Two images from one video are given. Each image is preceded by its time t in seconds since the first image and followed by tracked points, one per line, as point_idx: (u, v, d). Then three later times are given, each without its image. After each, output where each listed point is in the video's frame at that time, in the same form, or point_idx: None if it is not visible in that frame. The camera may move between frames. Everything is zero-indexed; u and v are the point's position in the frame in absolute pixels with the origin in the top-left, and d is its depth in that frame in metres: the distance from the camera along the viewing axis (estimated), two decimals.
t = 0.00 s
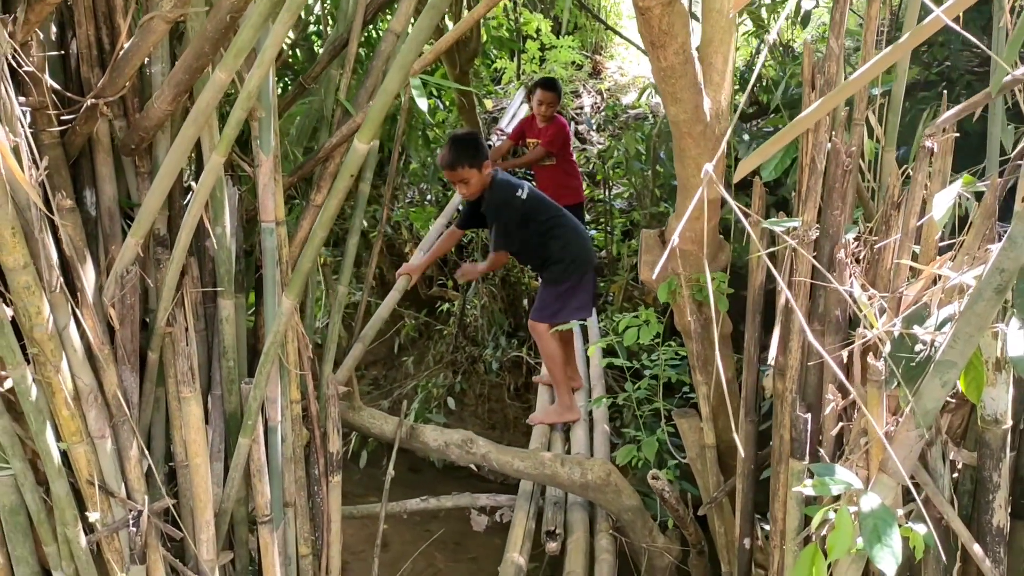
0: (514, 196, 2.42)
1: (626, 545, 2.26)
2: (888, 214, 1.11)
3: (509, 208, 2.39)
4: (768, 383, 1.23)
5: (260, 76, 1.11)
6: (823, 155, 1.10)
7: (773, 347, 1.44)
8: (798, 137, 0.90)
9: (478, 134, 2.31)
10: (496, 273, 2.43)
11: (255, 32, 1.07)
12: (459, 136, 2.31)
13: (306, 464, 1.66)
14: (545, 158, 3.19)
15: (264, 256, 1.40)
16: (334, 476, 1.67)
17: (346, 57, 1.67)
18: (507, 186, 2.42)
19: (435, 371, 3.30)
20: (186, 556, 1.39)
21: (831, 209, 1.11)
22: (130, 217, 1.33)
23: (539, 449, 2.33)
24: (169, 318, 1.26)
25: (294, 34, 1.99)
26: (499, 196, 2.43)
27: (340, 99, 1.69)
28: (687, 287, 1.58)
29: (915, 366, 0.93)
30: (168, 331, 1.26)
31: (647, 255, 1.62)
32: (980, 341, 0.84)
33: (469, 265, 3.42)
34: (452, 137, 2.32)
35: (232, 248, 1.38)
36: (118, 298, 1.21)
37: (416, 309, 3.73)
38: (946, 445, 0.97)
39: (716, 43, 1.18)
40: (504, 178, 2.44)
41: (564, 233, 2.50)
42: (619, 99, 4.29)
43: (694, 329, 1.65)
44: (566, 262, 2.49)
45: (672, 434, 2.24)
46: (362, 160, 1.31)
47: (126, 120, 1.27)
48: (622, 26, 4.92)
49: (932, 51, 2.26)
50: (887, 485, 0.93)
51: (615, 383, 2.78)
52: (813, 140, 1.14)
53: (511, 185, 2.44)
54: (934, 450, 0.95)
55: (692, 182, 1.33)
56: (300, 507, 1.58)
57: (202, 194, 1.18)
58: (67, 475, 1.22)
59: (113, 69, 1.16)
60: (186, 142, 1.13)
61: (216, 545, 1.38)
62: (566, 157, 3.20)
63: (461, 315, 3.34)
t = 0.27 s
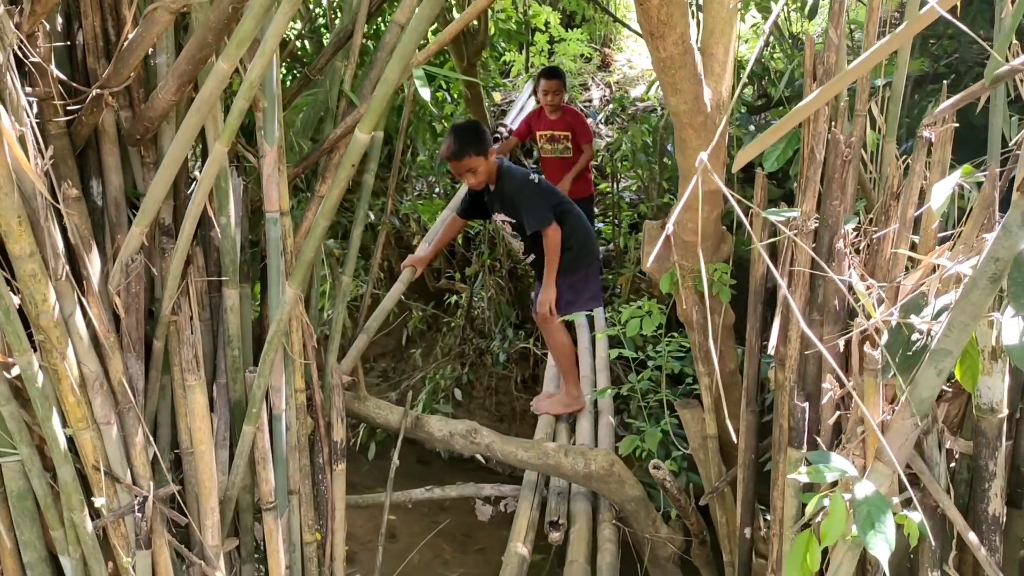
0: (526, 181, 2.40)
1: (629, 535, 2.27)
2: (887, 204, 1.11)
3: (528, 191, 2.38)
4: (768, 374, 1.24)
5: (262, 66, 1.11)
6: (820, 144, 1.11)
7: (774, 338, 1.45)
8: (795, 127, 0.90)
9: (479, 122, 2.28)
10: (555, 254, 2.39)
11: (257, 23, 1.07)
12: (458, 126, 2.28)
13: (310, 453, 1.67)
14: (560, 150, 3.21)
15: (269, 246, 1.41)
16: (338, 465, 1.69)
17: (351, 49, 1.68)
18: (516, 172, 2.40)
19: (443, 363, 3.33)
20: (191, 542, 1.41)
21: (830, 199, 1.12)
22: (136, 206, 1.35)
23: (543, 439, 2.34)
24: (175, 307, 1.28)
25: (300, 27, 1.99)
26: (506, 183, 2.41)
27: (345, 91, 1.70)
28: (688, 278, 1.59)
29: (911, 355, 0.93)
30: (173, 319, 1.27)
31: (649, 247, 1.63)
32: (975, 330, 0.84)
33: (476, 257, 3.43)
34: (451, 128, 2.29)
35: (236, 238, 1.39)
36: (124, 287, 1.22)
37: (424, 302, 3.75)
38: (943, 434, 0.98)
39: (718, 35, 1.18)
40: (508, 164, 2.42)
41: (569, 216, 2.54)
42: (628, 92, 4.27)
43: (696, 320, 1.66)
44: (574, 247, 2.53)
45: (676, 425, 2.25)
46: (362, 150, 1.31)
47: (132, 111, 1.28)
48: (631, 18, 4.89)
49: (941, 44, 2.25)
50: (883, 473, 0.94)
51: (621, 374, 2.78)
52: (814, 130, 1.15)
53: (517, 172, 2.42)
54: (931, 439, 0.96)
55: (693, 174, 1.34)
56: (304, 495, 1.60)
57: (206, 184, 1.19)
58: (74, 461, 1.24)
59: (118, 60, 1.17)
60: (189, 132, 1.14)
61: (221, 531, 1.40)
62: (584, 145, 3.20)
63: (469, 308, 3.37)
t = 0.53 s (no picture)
0: (552, 171, 2.40)
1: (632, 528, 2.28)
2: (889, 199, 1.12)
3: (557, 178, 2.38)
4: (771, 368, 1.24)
5: (267, 61, 1.12)
6: (820, 135, 1.13)
7: (777, 333, 1.45)
8: (797, 119, 0.91)
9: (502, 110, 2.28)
10: (596, 230, 2.36)
11: (262, 18, 1.08)
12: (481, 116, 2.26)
13: (316, 445, 1.69)
14: (571, 151, 3.18)
15: (275, 240, 1.42)
16: (343, 457, 1.70)
17: (358, 45, 1.69)
18: (541, 163, 2.39)
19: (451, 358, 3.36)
20: (198, 532, 1.42)
21: (831, 194, 1.12)
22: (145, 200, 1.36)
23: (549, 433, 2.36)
24: (182, 299, 1.29)
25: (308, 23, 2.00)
26: (530, 173, 2.40)
27: (352, 87, 1.71)
28: (692, 273, 1.60)
29: (909, 348, 0.94)
30: (180, 311, 1.29)
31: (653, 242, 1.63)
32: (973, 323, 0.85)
33: (483, 253, 3.41)
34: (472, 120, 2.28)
35: (243, 231, 1.41)
36: (132, 279, 1.23)
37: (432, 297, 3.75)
38: (942, 427, 0.99)
39: (721, 31, 1.20)
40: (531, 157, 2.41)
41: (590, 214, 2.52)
42: (638, 88, 4.26)
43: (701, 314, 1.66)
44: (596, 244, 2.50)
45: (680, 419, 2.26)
46: (365, 144, 1.32)
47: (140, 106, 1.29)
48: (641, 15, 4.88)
49: (951, 40, 2.24)
50: (881, 466, 0.94)
51: (627, 369, 2.78)
52: (815, 124, 1.15)
53: (540, 163, 2.41)
54: (929, 431, 0.97)
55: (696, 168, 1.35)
56: (310, 487, 1.61)
57: (212, 177, 1.20)
58: (83, 451, 1.25)
59: (127, 55, 1.18)
60: (196, 126, 1.15)
61: (227, 521, 1.41)
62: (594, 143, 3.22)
63: (476, 303, 3.38)
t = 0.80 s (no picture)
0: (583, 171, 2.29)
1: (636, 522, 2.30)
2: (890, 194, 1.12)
3: (588, 178, 2.27)
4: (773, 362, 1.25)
5: (272, 56, 1.14)
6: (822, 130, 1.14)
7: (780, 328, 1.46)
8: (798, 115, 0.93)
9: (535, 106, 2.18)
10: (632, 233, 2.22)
11: (268, 13, 1.09)
12: (514, 111, 2.15)
13: (322, 437, 1.70)
14: (582, 142, 3.17)
15: (282, 234, 1.44)
16: (349, 450, 1.71)
17: (364, 41, 1.69)
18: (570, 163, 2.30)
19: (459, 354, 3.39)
20: (205, 522, 1.44)
21: (833, 188, 1.13)
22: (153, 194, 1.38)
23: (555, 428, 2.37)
24: (190, 292, 1.31)
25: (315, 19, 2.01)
26: (562, 175, 2.29)
27: (359, 82, 1.72)
28: (696, 268, 1.61)
29: (909, 341, 0.95)
30: (188, 304, 1.30)
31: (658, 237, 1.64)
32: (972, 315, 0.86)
33: (491, 249, 3.39)
34: (503, 115, 2.16)
35: (250, 225, 1.42)
36: (140, 272, 1.25)
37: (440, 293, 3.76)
38: (941, 419, 1.00)
39: (723, 26, 1.21)
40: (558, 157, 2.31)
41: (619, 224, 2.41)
42: (646, 85, 4.25)
43: (704, 309, 1.67)
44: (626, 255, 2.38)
45: (684, 415, 2.28)
46: (371, 139, 1.32)
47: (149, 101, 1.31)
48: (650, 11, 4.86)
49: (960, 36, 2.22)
50: (881, 457, 0.94)
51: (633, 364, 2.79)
52: (818, 118, 1.16)
53: (569, 163, 2.31)
54: (929, 424, 0.98)
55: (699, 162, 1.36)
56: (316, 478, 1.63)
57: (219, 172, 1.21)
58: (91, 441, 1.27)
59: (135, 50, 1.20)
60: (203, 121, 1.17)
61: (234, 512, 1.42)
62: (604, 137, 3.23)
63: (484, 300, 3.37)
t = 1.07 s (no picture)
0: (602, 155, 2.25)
1: (637, 517, 2.29)
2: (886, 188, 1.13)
3: (609, 161, 2.21)
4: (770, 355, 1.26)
5: (271, 49, 1.14)
6: (818, 123, 1.15)
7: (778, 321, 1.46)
8: (794, 107, 0.94)
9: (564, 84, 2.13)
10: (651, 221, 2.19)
11: (265, 7, 1.10)
12: (545, 84, 2.10)
13: (323, 430, 1.71)
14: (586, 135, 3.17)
15: (282, 227, 1.44)
16: (350, 442, 1.72)
17: (365, 35, 1.70)
18: (590, 147, 2.24)
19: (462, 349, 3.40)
20: (206, 514, 1.45)
21: (829, 181, 1.14)
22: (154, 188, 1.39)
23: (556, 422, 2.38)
24: (190, 285, 1.32)
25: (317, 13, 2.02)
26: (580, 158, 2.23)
27: (359, 76, 1.72)
28: (695, 262, 1.61)
29: (903, 333, 0.96)
30: (189, 296, 1.31)
31: (657, 230, 1.64)
32: (965, 307, 0.86)
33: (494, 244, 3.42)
34: (531, 89, 2.11)
35: (250, 218, 1.43)
36: (141, 264, 1.26)
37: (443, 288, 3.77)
38: (935, 411, 1.01)
39: (721, 18, 1.20)
40: (577, 141, 2.26)
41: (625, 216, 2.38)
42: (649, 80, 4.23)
43: (703, 303, 1.68)
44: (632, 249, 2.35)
45: (684, 408, 2.29)
46: (369, 132, 1.33)
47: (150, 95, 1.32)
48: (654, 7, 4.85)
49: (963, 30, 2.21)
50: (874, 448, 0.95)
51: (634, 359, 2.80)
52: (814, 112, 1.16)
53: (589, 147, 2.25)
54: (922, 415, 0.98)
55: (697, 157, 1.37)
56: (316, 470, 1.64)
57: (219, 165, 1.22)
58: (93, 433, 1.28)
59: (135, 44, 1.20)
60: (203, 114, 1.17)
61: (235, 503, 1.43)
62: (609, 130, 3.23)
63: (487, 295, 3.40)
